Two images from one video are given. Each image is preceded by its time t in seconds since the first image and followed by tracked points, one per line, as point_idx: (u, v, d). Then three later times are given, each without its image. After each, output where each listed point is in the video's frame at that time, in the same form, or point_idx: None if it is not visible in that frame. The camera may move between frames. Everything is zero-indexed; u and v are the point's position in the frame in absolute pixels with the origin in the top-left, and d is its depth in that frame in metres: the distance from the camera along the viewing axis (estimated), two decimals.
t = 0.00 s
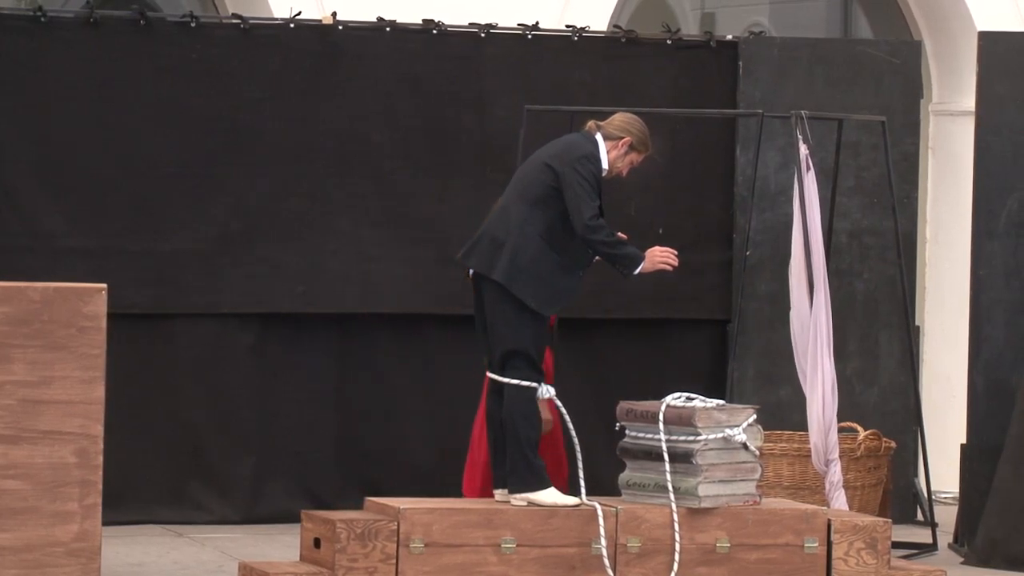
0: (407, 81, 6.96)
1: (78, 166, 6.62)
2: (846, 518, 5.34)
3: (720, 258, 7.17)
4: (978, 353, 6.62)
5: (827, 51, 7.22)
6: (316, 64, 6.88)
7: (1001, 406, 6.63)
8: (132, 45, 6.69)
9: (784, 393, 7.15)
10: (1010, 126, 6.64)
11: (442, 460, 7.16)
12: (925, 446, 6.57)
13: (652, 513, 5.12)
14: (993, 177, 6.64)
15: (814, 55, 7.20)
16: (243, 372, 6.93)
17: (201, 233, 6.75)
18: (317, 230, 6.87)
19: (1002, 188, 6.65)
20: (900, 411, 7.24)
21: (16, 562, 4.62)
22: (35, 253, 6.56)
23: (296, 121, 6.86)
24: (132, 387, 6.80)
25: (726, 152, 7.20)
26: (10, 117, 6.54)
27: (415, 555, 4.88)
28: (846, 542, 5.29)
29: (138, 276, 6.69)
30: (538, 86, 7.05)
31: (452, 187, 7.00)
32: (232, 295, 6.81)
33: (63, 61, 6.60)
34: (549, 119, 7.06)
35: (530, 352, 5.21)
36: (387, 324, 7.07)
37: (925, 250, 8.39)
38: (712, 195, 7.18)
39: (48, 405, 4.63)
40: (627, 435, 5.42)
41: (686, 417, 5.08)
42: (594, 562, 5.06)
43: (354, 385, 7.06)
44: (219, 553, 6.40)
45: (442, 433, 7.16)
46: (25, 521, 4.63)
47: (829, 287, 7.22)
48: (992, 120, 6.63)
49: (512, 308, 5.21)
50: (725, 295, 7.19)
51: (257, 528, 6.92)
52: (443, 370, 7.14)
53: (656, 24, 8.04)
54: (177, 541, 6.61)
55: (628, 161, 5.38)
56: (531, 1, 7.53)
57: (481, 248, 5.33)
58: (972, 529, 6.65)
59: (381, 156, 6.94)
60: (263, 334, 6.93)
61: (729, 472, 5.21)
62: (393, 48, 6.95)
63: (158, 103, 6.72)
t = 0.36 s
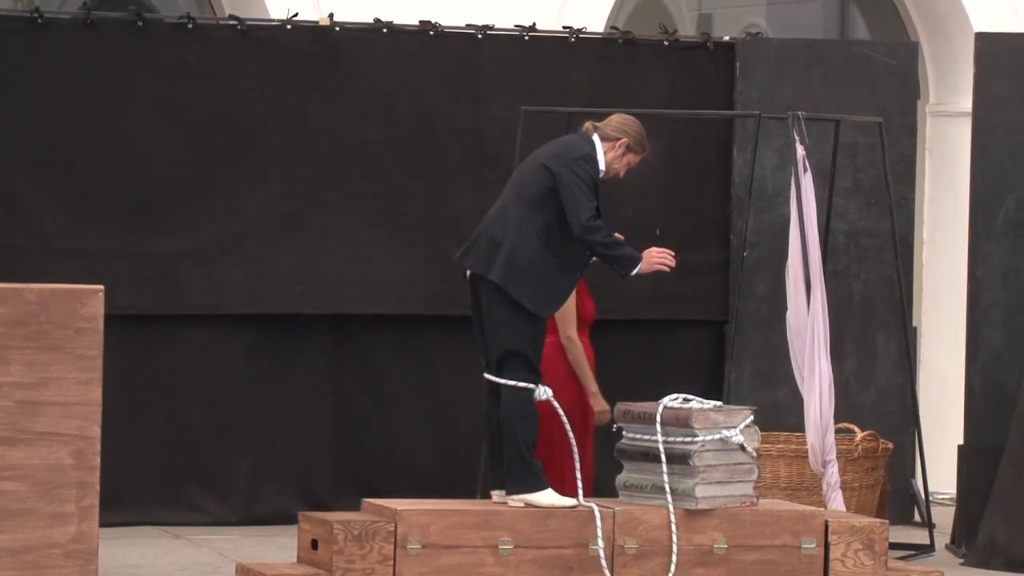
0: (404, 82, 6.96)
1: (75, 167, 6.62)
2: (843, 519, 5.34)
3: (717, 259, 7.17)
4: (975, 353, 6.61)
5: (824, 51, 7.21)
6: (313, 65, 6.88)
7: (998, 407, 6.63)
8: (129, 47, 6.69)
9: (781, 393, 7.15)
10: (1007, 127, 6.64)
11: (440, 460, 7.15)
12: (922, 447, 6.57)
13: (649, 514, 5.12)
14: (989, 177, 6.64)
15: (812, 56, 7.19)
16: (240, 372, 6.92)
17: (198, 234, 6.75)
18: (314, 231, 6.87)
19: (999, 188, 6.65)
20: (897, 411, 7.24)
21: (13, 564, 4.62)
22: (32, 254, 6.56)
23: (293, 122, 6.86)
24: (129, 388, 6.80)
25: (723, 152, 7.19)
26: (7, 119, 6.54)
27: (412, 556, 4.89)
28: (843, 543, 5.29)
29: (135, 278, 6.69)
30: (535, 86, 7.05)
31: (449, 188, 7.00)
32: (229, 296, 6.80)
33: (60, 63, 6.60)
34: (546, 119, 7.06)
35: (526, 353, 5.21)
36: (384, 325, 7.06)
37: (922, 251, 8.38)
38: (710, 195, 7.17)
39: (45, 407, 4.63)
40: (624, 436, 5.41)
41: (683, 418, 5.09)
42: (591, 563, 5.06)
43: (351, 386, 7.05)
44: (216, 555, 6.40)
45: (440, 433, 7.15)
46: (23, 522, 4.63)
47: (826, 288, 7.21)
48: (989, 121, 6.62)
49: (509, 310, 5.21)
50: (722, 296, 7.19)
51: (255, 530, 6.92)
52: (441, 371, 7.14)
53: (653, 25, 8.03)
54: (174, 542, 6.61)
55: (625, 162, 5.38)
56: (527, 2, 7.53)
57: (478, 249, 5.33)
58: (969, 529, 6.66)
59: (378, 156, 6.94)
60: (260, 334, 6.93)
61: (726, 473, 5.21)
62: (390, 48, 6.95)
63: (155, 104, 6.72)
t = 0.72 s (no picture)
0: (402, 83, 6.96)
1: (74, 168, 6.62)
2: (842, 520, 5.34)
3: (716, 260, 7.16)
4: (974, 355, 6.62)
5: (823, 53, 7.20)
6: (312, 66, 6.88)
7: (997, 408, 6.63)
8: (128, 48, 6.68)
9: (780, 395, 7.14)
10: (1006, 128, 6.64)
11: (439, 462, 7.15)
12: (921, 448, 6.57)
13: (647, 516, 5.12)
14: (988, 179, 6.64)
15: (811, 56, 7.19)
16: (238, 374, 6.92)
17: (197, 236, 6.75)
18: (313, 232, 6.87)
19: (997, 189, 6.65)
20: (896, 412, 7.24)
21: (12, 565, 4.62)
22: (30, 255, 6.55)
23: (291, 123, 6.86)
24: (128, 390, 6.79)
25: (721, 153, 7.18)
26: (6, 120, 6.54)
27: (411, 557, 4.88)
28: (842, 544, 5.30)
29: (134, 279, 6.69)
30: (533, 88, 7.05)
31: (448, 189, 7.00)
32: (228, 298, 6.80)
33: (59, 63, 6.60)
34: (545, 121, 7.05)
35: (525, 354, 5.21)
36: (383, 326, 7.05)
37: (921, 251, 8.38)
38: (708, 196, 7.17)
39: (44, 408, 4.62)
40: (623, 439, 5.41)
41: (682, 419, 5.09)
42: (590, 564, 5.06)
43: (350, 388, 7.05)
44: (215, 556, 6.40)
45: (439, 434, 7.15)
46: (21, 524, 4.62)
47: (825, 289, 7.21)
48: (987, 121, 6.62)
49: (507, 311, 5.21)
50: (721, 297, 7.18)
51: (253, 531, 6.91)
52: (440, 372, 7.13)
53: (651, 26, 8.02)
54: (173, 543, 6.61)
55: (624, 164, 5.38)
56: (526, 4, 7.52)
57: (477, 250, 5.34)
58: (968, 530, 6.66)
59: (377, 157, 6.93)
60: (259, 336, 6.93)
61: (725, 474, 5.21)
62: (389, 50, 6.95)
63: (154, 105, 6.71)
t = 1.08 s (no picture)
0: (393, 83, 6.95)
1: (65, 168, 6.61)
2: (832, 520, 5.35)
3: (708, 260, 7.15)
4: (964, 355, 6.63)
5: (816, 52, 7.17)
6: (303, 66, 6.87)
7: (988, 408, 6.64)
8: (119, 47, 6.67)
9: (771, 394, 7.14)
10: (997, 129, 6.64)
11: (429, 462, 7.14)
12: (913, 448, 6.58)
13: (638, 516, 5.12)
14: (979, 179, 6.65)
15: (802, 57, 7.16)
16: (229, 373, 6.91)
17: (188, 235, 6.74)
18: (304, 232, 6.86)
19: (988, 190, 6.65)
20: (887, 412, 7.24)
21: (3, 566, 4.61)
22: (21, 255, 6.54)
23: (282, 123, 6.85)
24: (120, 390, 6.78)
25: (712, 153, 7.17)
26: None
27: (401, 557, 4.88)
28: (832, 544, 5.30)
29: (124, 279, 6.68)
30: (524, 88, 7.04)
31: (439, 189, 6.99)
32: (219, 298, 6.79)
33: (49, 63, 6.59)
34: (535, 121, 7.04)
35: (516, 354, 5.21)
36: (374, 326, 7.04)
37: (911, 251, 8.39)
38: (701, 199, 7.16)
39: (34, 408, 4.61)
40: (614, 438, 5.40)
41: (673, 419, 5.10)
42: (581, 564, 5.07)
43: (341, 387, 7.03)
44: (206, 556, 6.39)
45: (430, 434, 7.14)
46: (12, 524, 4.61)
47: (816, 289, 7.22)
48: (978, 122, 6.63)
49: (499, 310, 5.21)
50: (711, 297, 7.17)
51: (244, 531, 6.91)
52: (430, 372, 7.12)
53: (643, 26, 8.02)
54: (163, 543, 6.60)
55: (615, 163, 5.38)
56: (517, 4, 7.51)
57: (467, 250, 5.33)
58: (958, 530, 6.67)
59: (368, 158, 6.93)
60: (250, 336, 6.92)
61: (715, 474, 5.21)
62: (380, 50, 6.94)
63: (144, 105, 6.70)
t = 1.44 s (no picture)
0: (383, 83, 6.94)
1: (55, 167, 6.60)
2: (822, 518, 5.35)
3: (698, 260, 7.14)
4: (954, 354, 6.63)
5: (806, 52, 7.17)
6: (294, 65, 6.86)
7: (978, 407, 6.64)
8: (109, 47, 6.66)
9: (761, 394, 7.14)
10: (986, 128, 6.64)
11: (420, 461, 7.14)
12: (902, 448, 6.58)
13: (628, 515, 5.13)
14: (969, 179, 6.65)
15: (793, 56, 7.16)
16: (220, 373, 6.90)
17: (178, 235, 6.73)
18: (294, 231, 6.85)
19: (977, 189, 6.65)
20: (877, 412, 7.24)
21: None
22: (11, 254, 6.52)
23: (272, 123, 6.84)
24: (110, 388, 6.78)
25: (702, 153, 7.16)
26: None
27: (391, 557, 4.89)
28: (823, 543, 5.30)
29: (114, 278, 6.67)
30: (515, 87, 7.03)
31: (429, 189, 6.99)
32: (209, 297, 6.78)
33: (39, 62, 6.57)
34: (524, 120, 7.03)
35: (506, 354, 5.21)
36: (364, 325, 7.03)
37: (901, 251, 8.39)
38: (692, 199, 7.15)
39: (24, 408, 4.59)
40: (604, 437, 5.42)
41: (662, 418, 5.10)
42: (571, 564, 5.07)
43: (332, 386, 7.03)
44: (196, 556, 6.38)
45: (421, 434, 7.14)
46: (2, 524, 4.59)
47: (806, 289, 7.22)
48: (967, 121, 6.63)
49: (488, 310, 5.21)
50: (701, 296, 7.15)
51: (235, 531, 6.90)
52: (421, 372, 7.11)
53: (632, 26, 8.01)
54: (153, 543, 6.60)
55: (604, 163, 5.38)
56: (507, 3, 7.50)
57: (457, 250, 5.34)
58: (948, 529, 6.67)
59: (357, 157, 6.92)
60: (239, 336, 6.91)
61: (705, 473, 5.22)
62: (369, 49, 6.93)
63: (135, 104, 6.70)
